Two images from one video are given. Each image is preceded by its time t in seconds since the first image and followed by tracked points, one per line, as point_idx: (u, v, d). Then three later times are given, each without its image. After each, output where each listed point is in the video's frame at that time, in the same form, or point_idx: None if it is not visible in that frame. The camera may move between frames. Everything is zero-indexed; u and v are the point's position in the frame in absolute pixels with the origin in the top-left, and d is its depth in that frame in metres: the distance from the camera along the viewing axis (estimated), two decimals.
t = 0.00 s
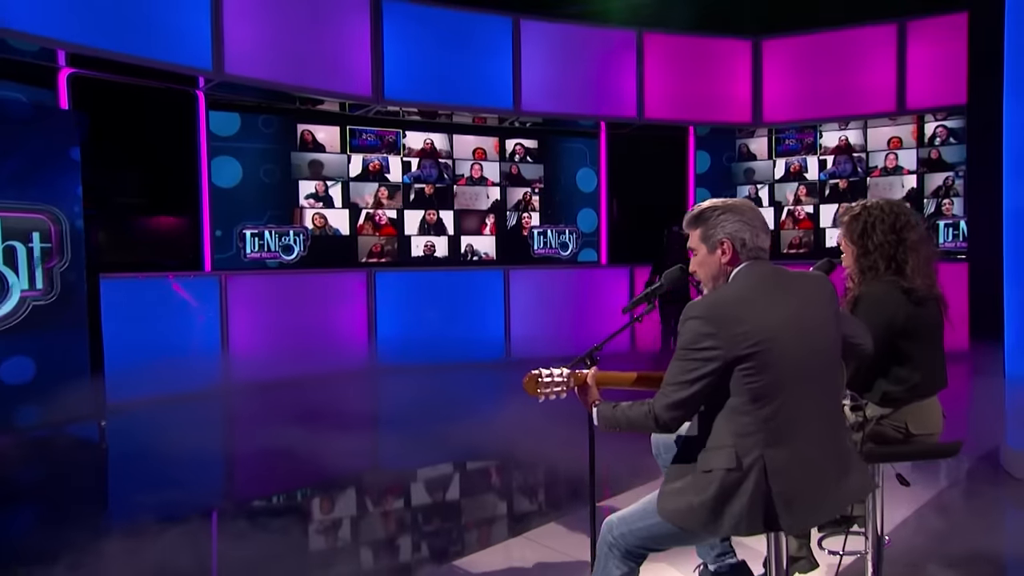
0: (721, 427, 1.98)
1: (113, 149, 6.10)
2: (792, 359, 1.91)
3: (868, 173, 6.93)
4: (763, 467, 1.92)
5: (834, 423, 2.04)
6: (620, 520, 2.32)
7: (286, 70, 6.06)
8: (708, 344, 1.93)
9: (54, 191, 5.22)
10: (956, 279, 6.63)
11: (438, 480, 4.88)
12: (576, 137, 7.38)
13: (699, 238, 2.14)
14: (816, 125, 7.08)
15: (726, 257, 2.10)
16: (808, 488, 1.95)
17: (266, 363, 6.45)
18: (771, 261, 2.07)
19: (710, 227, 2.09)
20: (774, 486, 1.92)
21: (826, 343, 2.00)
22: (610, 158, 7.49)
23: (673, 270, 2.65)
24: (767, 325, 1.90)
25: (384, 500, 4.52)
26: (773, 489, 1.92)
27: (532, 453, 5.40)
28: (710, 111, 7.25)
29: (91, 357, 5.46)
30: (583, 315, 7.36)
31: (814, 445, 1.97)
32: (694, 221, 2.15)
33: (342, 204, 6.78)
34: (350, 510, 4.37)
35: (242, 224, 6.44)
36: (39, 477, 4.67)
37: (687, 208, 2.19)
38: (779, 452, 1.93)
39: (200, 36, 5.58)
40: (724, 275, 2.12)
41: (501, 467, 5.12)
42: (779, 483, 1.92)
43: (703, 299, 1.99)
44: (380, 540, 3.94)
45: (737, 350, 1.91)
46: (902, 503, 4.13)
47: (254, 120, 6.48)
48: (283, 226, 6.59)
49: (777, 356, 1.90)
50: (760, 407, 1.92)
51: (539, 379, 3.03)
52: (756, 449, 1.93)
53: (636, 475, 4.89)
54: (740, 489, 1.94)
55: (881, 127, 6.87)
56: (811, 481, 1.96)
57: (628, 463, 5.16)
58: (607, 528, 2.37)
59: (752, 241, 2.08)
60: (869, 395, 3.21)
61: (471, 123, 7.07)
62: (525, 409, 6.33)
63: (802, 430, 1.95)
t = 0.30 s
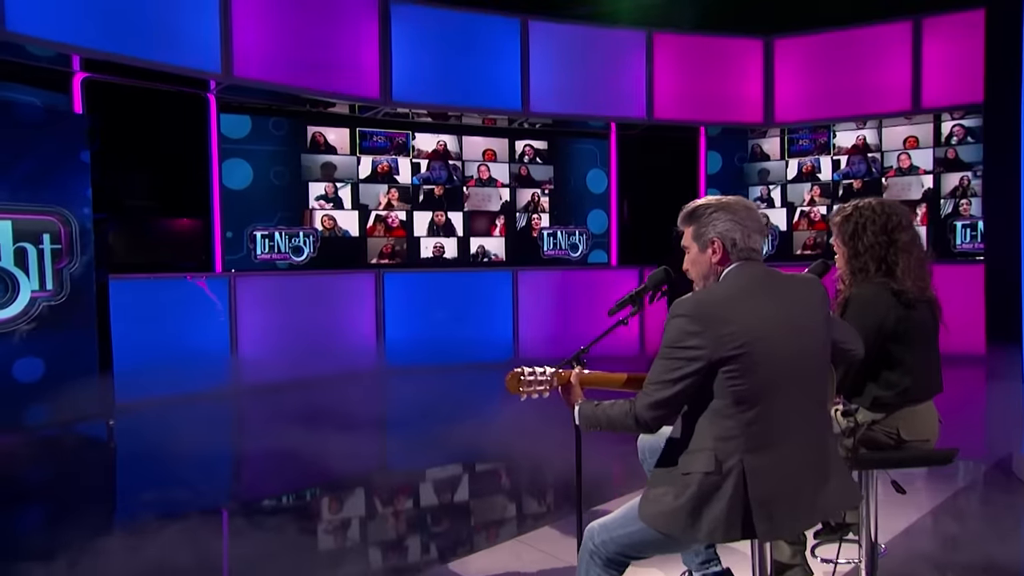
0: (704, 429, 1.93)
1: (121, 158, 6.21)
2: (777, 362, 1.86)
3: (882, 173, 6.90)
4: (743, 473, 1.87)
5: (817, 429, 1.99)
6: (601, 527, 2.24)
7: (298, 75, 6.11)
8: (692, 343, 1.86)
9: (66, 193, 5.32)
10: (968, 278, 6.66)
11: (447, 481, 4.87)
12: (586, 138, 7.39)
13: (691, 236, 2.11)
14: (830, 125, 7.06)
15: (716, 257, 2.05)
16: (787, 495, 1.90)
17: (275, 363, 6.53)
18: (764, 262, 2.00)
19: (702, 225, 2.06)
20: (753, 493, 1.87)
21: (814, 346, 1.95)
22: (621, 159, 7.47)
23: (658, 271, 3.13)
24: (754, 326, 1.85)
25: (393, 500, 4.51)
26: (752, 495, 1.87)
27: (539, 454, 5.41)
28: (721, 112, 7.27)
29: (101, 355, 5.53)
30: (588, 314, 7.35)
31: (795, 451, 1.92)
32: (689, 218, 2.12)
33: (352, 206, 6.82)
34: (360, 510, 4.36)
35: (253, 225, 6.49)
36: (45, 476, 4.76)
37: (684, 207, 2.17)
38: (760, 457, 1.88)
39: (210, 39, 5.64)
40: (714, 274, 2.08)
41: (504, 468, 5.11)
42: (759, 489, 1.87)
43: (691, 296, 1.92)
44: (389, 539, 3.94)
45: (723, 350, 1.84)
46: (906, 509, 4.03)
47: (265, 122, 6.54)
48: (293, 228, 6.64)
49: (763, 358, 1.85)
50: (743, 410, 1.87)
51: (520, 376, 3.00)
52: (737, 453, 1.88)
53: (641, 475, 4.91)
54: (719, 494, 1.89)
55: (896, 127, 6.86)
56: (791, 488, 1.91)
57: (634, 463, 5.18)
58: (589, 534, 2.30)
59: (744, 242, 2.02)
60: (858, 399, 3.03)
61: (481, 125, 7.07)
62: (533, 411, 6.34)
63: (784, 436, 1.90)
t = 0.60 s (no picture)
0: (683, 429, 1.89)
1: (134, 156, 6.34)
2: (759, 362, 1.81)
3: (899, 173, 6.91)
4: (720, 475, 1.83)
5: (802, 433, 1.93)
6: (580, 528, 2.17)
7: (307, 74, 6.15)
8: (673, 339, 1.82)
9: (74, 192, 5.41)
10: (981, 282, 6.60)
11: (455, 481, 4.86)
12: (598, 139, 7.45)
13: (686, 227, 2.04)
14: (845, 125, 7.07)
15: (702, 252, 1.98)
16: (766, 499, 1.85)
17: (284, 361, 6.60)
18: (752, 265, 1.93)
19: (695, 217, 1.99)
20: (729, 495, 1.83)
21: (801, 348, 1.89)
22: (631, 160, 7.48)
23: (647, 269, 3.09)
24: (735, 326, 1.80)
25: (402, 499, 4.51)
26: (729, 498, 1.83)
27: (545, 454, 5.41)
28: (734, 112, 7.21)
29: (110, 349, 5.64)
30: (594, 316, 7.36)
31: (777, 455, 1.87)
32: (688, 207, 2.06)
33: (362, 206, 6.85)
34: (367, 510, 4.35)
35: (264, 224, 6.55)
36: (54, 469, 4.86)
37: (685, 194, 2.10)
38: (738, 459, 1.83)
39: (218, 41, 5.67)
40: (700, 269, 2.02)
41: (509, 470, 5.07)
42: (735, 492, 1.83)
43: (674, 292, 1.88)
44: (397, 539, 3.94)
45: (702, 349, 1.80)
46: (913, 514, 3.92)
47: (277, 122, 6.59)
48: (303, 227, 6.69)
49: (743, 359, 1.80)
50: (722, 411, 1.82)
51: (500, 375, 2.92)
52: (714, 455, 1.84)
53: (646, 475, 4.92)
54: (694, 494, 1.85)
55: (913, 127, 6.85)
56: (770, 494, 1.86)
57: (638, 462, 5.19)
58: (568, 535, 2.22)
59: (733, 244, 1.94)
60: (850, 403, 2.89)
61: (491, 125, 7.05)
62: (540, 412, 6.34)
63: (766, 438, 1.85)
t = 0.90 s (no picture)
0: (663, 432, 1.83)
1: (154, 154, 6.16)
2: (738, 360, 1.75)
3: (922, 175, 6.90)
4: (700, 477, 1.76)
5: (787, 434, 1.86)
6: (562, 528, 2.12)
7: (321, 73, 6.18)
8: (650, 339, 1.76)
9: (90, 189, 5.48)
10: (1006, 287, 6.58)
11: (466, 478, 4.86)
12: (614, 139, 7.39)
13: (674, 224, 2.00)
14: (866, 126, 7.06)
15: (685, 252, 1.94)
16: (748, 501, 1.78)
17: (299, 358, 6.68)
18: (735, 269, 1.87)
19: (683, 217, 1.94)
20: (709, 497, 1.76)
21: (783, 347, 1.83)
22: (648, 160, 7.45)
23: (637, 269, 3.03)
24: (714, 323, 1.74)
25: (413, 498, 4.49)
26: (710, 501, 1.76)
27: (556, 452, 5.42)
28: (755, 111, 7.27)
29: (125, 342, 5.73)
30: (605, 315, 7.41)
31: (760, 456, 1.79)
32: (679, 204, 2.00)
33: (376, 204, 6.87)
34: (379, 508, 4.34)
35: (278, 222, 6.59)
36: (68, 461, 4.94)
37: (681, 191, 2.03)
38: (718, 462, 1.76)
39: (233, 40, 5.72)
40: (682, 268, 1.98)
41: (520, 470, 5.03)
42: (716, 494, 1.76)
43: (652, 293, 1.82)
44: (408, 537, 3.91)
45: (680, 349, 1.74)
46: (927, 523, 3.78)
47: (292, 121, 6.64)
48: (318, 225, 6.73)
49: (722, 358, 1.74)
50: (702, 412, 1.76)
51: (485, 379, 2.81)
52: (694, 456, 1.77)
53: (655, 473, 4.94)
54: (674, 498, 1.78)
55: (937, 127, 6.83)
56: (753, 496, 1.78)
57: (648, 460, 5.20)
58: (551, 534, 2.17)
59: (716, 247, 1.88)
60: (848, 409, 2.69)
61: (507, 124, 7.10)
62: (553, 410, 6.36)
63: (747, 439, 1.78)
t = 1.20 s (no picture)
0: (649, 435, 1.74)
1: (182, 155, 6.22)
2: (724, 361, 1.65)
3: (955, 173, 6.70)
4: (685, 482, 1.67)
5: (779, 436, 1.76)
6: (552, 533, 2.07)
7: (345, 73, 6.23)
8: (634, 342, 1.67)
9: (114, 186, 5.57)
10: None
11: (483, 476, 4.85)
12: (636, 137, 7.43)
13: (652, 229, 1.89)
14: (895, 123, 6.91)
15: (666, 257, 1.84)
16: (736, 506, 1.68)
17: (319, 354, 6.78)
18: (719, 267, 1.77)
19: (660, 221, 1.83)
20: (696, 503, 1.67)
21: (774, 346, 1.72)
22: (669, 157, 7.46)
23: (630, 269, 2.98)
24: (698, 323, 1.64)
25: (430, 495, 4.47)
26: (696, 506, 1.67)
27: (572, 452, 5.40)
28: (779, 109, 7.22)
29: (144, 335, 5.86)
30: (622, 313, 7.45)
31: (748, 459, 1.69)
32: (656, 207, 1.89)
33: (395, 202, 6.90)
34: (397, 504, 4.33)
35: (299, 220, 6.65)
36: (91, 452, 5.04)
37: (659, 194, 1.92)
38: (704, 465, 1.67)
39: (254, 40, 5.78)
40: (666, 272, 1.88)
41: (533, 469, 4.98)
42: (702, 499, 1.66)
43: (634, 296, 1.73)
44: (424, 535, 3.88)
45: (663, 350, 1.64)
46: (954, 530, 3.64)
47: (314, 119, 6.69)
48: (338, 222, 6.77)
49: (707, 358, 1.64)
50: (686, 415, 1.66)
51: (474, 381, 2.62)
52: (679, 460, 1.67)
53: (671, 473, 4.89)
54: (659, 503, 1.69)
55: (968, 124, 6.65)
56: (741, 500, 1.69)
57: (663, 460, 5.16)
58: (541, 539, 2.13)
59: (695, 249, 1.78)
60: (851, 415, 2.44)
61: (526, 123, 7.15)
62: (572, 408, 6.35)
63: (736, 442, 1.68)
